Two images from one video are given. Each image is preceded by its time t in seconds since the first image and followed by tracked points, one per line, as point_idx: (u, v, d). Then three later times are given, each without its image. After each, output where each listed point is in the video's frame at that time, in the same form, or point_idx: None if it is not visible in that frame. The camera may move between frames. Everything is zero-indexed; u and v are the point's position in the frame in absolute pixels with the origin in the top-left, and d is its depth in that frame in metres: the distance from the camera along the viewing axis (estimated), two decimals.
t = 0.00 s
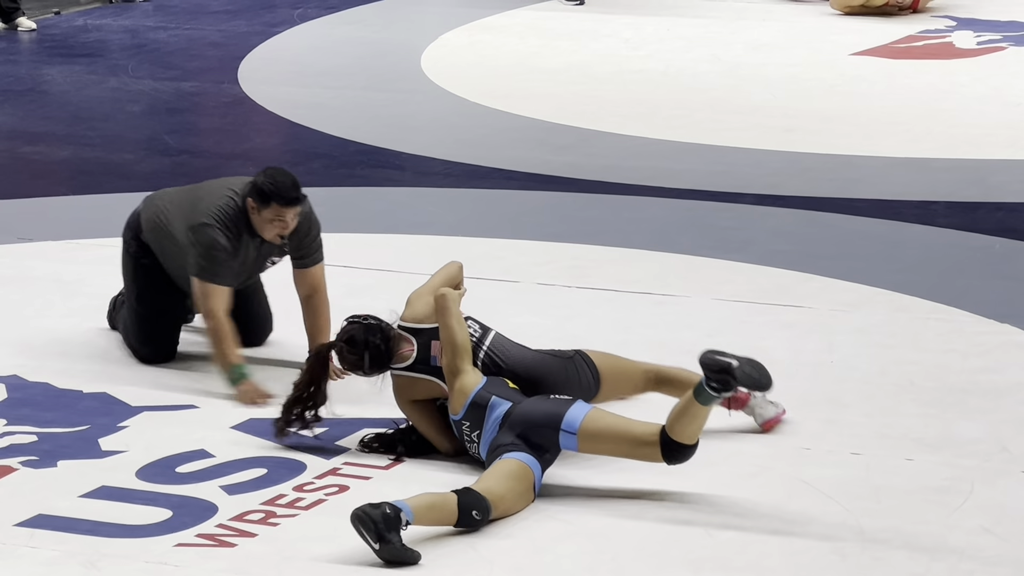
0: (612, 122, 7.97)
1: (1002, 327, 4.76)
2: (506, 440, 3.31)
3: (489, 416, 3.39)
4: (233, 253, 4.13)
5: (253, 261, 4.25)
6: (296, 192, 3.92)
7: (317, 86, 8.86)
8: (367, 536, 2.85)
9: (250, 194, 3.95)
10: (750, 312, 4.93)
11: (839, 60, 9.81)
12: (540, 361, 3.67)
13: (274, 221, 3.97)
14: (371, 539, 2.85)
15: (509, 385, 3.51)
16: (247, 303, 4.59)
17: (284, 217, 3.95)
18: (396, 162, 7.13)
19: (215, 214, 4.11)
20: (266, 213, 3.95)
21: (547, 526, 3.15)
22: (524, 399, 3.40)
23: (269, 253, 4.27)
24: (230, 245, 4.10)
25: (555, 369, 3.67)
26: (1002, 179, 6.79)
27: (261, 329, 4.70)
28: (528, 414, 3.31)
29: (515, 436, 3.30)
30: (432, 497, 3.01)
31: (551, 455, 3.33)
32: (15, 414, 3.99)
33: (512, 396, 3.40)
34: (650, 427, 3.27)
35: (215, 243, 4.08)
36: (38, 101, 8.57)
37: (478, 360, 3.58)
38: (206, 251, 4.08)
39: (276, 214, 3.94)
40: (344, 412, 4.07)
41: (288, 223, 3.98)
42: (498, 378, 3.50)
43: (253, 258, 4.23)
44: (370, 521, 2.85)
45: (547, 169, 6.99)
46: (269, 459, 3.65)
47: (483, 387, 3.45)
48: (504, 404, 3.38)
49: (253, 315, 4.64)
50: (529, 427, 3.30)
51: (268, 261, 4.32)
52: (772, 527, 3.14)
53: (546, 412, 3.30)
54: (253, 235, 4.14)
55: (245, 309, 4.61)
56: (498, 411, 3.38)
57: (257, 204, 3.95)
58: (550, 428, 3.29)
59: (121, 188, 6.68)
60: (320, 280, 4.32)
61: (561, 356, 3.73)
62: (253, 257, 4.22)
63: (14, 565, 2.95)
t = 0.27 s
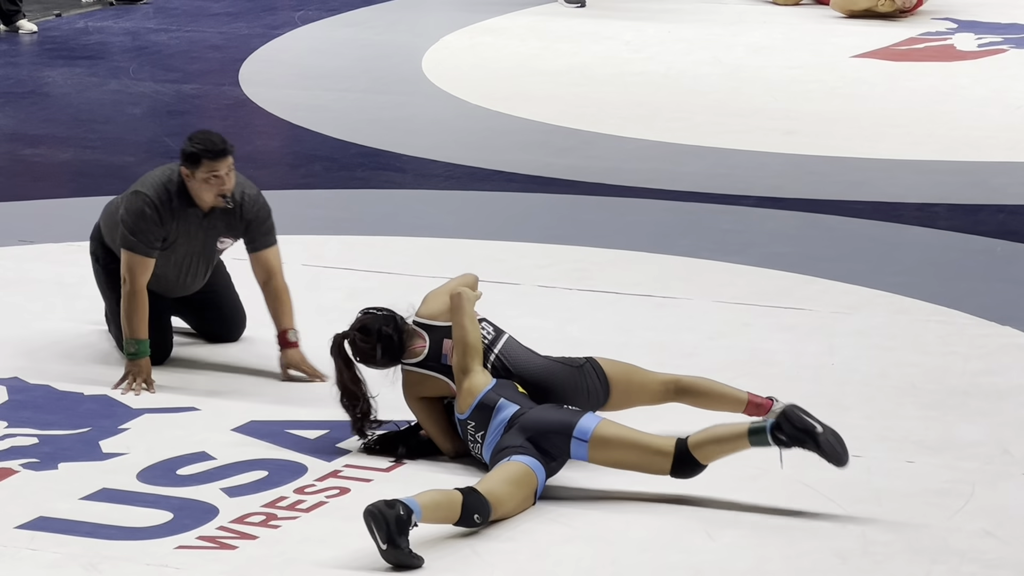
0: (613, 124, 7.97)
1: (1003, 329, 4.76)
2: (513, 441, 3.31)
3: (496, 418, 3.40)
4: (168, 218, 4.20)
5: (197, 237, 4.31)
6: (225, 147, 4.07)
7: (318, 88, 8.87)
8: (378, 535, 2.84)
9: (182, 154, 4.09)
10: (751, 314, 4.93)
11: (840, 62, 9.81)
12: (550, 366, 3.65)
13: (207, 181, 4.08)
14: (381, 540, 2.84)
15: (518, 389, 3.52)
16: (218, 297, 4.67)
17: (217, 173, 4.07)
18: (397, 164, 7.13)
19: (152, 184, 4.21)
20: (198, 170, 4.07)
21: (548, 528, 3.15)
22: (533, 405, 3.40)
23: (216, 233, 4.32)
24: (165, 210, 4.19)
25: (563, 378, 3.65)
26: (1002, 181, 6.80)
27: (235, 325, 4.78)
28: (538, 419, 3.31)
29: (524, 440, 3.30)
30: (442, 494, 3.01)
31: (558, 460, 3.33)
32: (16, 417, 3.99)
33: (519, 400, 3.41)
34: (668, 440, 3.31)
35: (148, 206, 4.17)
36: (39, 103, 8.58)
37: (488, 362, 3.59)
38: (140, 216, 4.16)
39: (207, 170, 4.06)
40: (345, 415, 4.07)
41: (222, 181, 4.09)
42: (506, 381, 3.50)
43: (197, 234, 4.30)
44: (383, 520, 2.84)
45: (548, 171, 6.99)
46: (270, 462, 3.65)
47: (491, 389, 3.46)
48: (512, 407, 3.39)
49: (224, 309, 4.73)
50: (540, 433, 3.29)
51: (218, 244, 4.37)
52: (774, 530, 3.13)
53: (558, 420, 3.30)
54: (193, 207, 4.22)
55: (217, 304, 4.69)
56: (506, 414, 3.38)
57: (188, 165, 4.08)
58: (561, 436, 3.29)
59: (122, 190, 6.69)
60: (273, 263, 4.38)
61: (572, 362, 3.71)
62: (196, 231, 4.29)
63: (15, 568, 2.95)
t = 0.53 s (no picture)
0: (614, 126, 7.97)
1: (1003, 331, 4.76)
2: (526, 445, 3.34)
3: (506, 421, 3.44)
4: (136, 218, 4.21)
5: (169, 234, 4.31)
6: (176, 139, 4.05)
7: (319, 90, 8.87)
8: (400, 530, 2.84)
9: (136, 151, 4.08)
10: (752, 316, 4.93)
11: (841, 64, 9.81)
12: (556, 371, 3.68)
13: (163, 173, 4.06)
14: (402, 535, 2.83)
15: (527, 394, 3.55)
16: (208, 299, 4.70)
17: (172, 166, 4.05)
18: (398, 166, 7.13)
19: (115, 184, 4.22)
20: (152, 165, 4.05)
21: (549, 529, 3.15)
22: (542, 411, 3.45)
23: (186, 228, 4.31)
24: (133, 209, 4.19)
25: (572, 383, 3.68)
26: (1003, 183, 6.79)
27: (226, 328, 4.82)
28: (552, 427, 3.35)
29: (539, 446, 3.34)
30: (467, 495, 3.03)
31: (567, 471, 3.37)
32: (17, 419, 3.99)
33: (528, 404, 3.45)
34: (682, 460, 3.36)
35: (114, 208, 4.18)
36: (40, 106, 8.58)
37: (496, 365, 3.62)
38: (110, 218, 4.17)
39: (161, 164, 4.04)
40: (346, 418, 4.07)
41: (177, 173, 4.07)
42: (514, 385, 3.54)
43: (168, 231, 4.29)
44: (409, 520, 2.85)
45: (548, 174, 6.99)
46: (271, 464, 3.65)
47: (500, 391, 3.50)
48: (520, 410, 3.43)
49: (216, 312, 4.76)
50: (554, 441, 3.34)
51: (190, 239, 4.36)
52: (775, 532, 3.13)
53: (574, 429, 3.34)
54: (159, 203, 4.22)
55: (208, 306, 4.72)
56: (516, 417, 3.42)
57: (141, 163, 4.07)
58: (576, 446, 3.34)
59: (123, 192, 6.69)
60: (232, 256, 4.41)
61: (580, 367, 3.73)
62: (166, 228, 4.28)
63: (16, 570, 2.95)
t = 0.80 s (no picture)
0: (615, 128, 7.97)
1: (1004, 333, 4.76)
2: (529, 446, 3.34)
3: (507, 423, 3.44)
4: (125, 223, 4.19)
5: (159, 238, 4.31)
6: (164, 145, 4.03)
7: (321, 92, 8.88)
8: (409, 532, 2.83)
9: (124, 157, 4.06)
10: (753, 318, 4.93)
11: (842, 66, 9.81)
12: (557, 378, 3.67)
13: (152, 180, 4.05)
14: (410, 537, 2.83)
15: (527, 398, 3.54)
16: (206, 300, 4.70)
17: (160, 171, 4.04)
18: (400, 168, 7.13)
19: (104, 189, 4.18)
20: (140, 171, 4.03)
21: (551, 531, 3.15)
22: (542, 413, 3.46)
23: (176, 232, 4.31)
24: (122, 215, 4.17)
25: (573, 390, 3.68)
26: (1004, 185, 6.79)
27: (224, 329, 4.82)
28: (555, 428, 3.36)
29: (542, 447, 3.34)
30: (477, 496, 3.03)
31: (571, 471, 3.37)
32: (18, 421, 3.99)
33: (528, 406, 3.46)
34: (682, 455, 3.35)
35: (103, 213, 4.14)
36: (42, 107, 8.59)
37: (499, 369, 3.61)
38: (100, 224, 4.14)
39: (150, 170, 4.02)
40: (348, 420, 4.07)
41: (165, 178, 4.06)
42: (515, 388, 3.54)
43: (158, 235, 4.29)
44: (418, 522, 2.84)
45: (549, 175, 6.99)
46: (273, 465, 3.65)
47: (500, 393, 3.50)
48: (520, 411, 3.44)
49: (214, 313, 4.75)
50: (557, 441, 3.34)
51: (180, 243, 4.36)
52: (776, 534, 3.13)
53: (575, 430, 3.35)
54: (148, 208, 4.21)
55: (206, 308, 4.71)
56: (516, 418, 3.43)
57: (131, 169, 4.05)
58: (580, 447, 3.33)
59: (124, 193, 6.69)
60: (226, 258, 4.40)
61: (581, 374, 3.73)
62: (156, 232, 4.28)
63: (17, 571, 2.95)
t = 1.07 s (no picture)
0: (617, 130, 7.97)
1: (1006, 335, 4.75)
2: (530, 449, 3.33)
3: (508, 424, 3.43)
4: (128, 225, 4.19)
5: (162, 239, 4.31)
6: (167, 149, 4.03)
7: (322, 95, 8.88)
8: (414, 536, 2.82)
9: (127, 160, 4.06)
10: (755, 320, 4.93)
11: (844, 68, 9.81)
12: (560, 379, 3.68)
13: (155, 184, 4.04)
14: (416, 541, 2.81)
15: (528, 399, 3.55)
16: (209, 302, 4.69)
17: (163, 176, 4.03)
18: (401, 170, 7.13)
19: (107, 190, 4.18)
20: (144, 175, 4.03)
21: (552, 534, 3.15)
22: (543, 415, 3.46)
23: (179, 235, 4.31)
24: (125, 217, 4.17)
25: (575, 392, 3.68)
26: (1006, 187, 6.78)
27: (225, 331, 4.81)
28: (556, 431, 3.35)
29: (544, 449, 3.33)
30: (480, 500, 3.03)
31: (571, 474, 3.36)
32: (20, 423, 3.99)
33: (528, 408, 3.45)
34: (683, 458, 3.36)
35: (106, 215, 4.14)
36: (43, 110, 8.59)
37: (501, 370, 3.62)
38: (102, 226, 4.14)
39: (153, 174, 4.02)
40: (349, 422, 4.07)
41: (169, 183, 4.05)
42: (515, 390, 3.54)
43: (160, 237, 4.29)
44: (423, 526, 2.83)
45: (550, 178, 6.99)
46: (274, 467, 3.65)
47: (501, 394, 3.50)
48: (521, 413, 3.43)
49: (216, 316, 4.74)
50: (558, 445, 3.33)
51: (184, 245, 4.35)
52: (778, 536, 3.12)
53: (577, 434, 3.34)
54: (151, 210, 4.20)
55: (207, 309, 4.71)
56: (516, 420, 3.43)
57: (135, 172, 4.04)
58: (581, 451, 3.33)
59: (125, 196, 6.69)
60: (230, 262, 4.40)
61: (584, 375, 3.73)
62: (159, 234, 4.28)
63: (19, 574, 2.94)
